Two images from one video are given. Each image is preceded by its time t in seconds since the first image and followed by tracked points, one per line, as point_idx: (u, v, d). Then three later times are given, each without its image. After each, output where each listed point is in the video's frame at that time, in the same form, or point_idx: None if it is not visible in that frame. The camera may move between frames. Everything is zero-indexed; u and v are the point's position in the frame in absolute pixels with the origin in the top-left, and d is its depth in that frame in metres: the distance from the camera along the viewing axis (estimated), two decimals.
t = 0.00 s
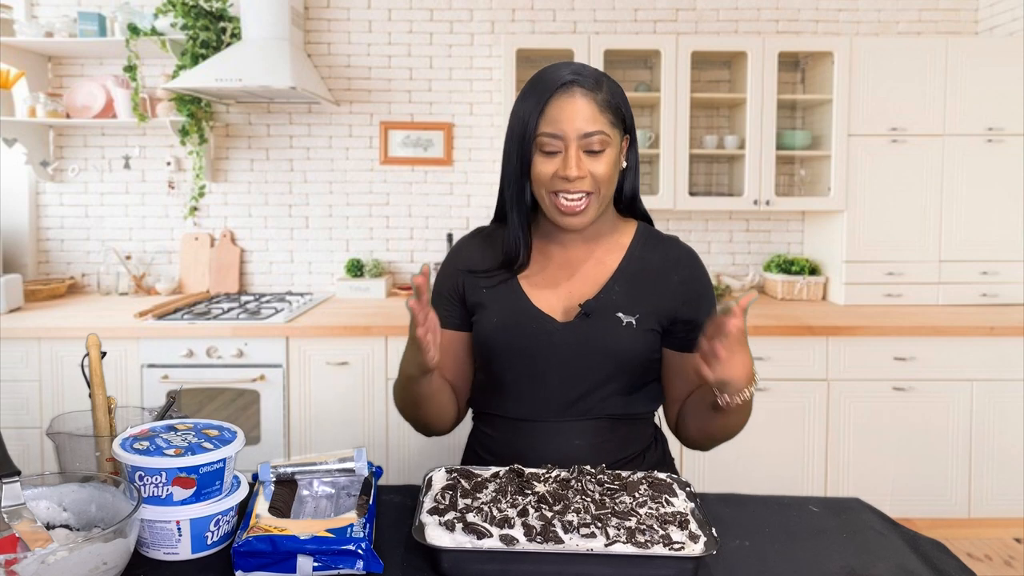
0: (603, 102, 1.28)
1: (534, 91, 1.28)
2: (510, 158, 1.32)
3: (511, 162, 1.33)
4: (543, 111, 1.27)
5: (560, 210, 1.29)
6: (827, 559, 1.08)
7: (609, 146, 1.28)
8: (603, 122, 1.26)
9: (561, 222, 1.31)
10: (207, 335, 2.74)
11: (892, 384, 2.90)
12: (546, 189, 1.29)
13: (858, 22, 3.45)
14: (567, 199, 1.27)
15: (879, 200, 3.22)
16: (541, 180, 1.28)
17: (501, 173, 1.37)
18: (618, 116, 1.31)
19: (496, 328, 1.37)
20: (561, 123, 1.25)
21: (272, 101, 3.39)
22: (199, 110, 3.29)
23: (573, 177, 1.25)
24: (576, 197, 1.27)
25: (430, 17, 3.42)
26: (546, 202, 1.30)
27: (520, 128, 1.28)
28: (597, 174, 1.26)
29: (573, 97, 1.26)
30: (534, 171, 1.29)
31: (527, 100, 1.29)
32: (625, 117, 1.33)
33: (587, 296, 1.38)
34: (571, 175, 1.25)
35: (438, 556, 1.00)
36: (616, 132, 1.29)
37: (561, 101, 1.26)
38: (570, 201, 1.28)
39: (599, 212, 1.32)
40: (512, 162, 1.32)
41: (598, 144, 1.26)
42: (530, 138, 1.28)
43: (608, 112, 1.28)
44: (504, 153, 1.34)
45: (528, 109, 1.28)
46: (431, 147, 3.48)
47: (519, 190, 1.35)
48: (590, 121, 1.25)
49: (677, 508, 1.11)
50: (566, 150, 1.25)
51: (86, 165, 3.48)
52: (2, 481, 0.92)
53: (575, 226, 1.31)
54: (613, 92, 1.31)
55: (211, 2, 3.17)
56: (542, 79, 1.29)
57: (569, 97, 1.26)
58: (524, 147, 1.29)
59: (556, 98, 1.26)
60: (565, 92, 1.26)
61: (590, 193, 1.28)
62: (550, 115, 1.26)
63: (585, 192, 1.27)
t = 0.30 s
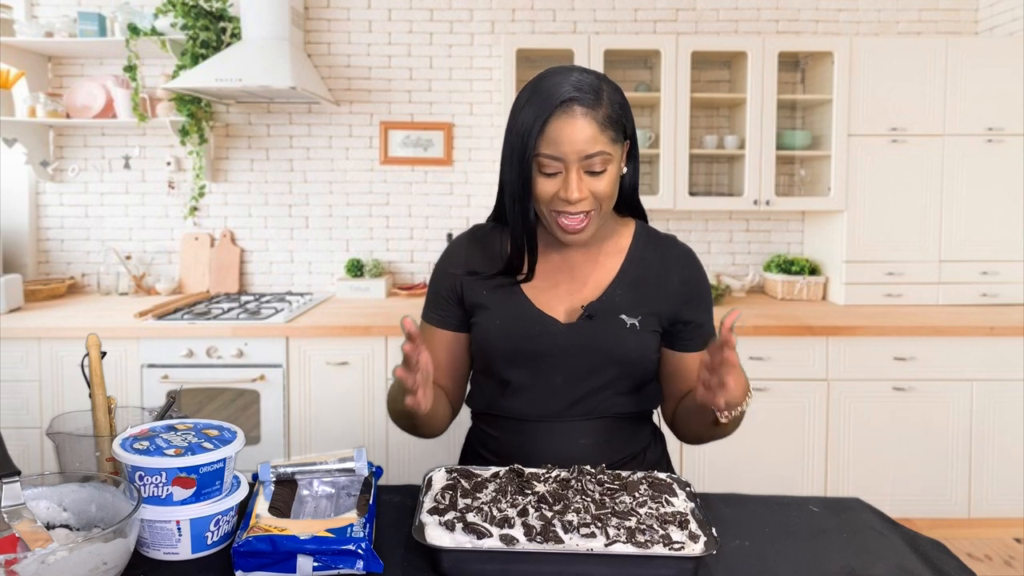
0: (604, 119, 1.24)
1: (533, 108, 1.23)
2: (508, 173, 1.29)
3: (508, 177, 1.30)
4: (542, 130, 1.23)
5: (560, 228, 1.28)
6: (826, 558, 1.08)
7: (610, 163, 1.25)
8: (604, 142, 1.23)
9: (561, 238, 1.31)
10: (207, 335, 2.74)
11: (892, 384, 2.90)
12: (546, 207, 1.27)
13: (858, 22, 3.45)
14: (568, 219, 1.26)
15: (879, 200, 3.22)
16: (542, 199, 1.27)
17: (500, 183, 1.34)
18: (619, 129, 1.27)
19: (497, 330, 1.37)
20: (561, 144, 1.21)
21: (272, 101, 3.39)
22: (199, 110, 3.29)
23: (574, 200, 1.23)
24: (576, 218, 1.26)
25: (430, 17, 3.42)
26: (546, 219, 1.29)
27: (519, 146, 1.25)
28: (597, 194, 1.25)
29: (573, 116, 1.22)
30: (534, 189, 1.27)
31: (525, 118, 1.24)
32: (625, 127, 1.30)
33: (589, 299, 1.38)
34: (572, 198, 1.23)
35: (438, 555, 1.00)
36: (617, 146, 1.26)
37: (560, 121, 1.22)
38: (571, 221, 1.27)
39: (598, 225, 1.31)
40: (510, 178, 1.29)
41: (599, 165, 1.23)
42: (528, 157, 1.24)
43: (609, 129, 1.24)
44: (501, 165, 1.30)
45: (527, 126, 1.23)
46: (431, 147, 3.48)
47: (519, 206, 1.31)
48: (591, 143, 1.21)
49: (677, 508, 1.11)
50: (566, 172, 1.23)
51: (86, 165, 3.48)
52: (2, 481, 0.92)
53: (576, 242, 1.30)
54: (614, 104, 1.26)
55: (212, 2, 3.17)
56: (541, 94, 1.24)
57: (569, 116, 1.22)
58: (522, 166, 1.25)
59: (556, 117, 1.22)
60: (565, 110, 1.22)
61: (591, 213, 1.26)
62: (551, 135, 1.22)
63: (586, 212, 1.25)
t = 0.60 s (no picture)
0: (588, 108, 1.24)
1: (518, 105, 1.24)
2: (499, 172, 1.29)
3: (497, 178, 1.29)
4: (529, 125, 1.23)
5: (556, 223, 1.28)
6: (826, 559, 1.08)
7: (599, 153, 1.25)
8: (592, 131, 1.23)
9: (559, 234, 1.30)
10: (207, 335, 2.74)
11: (892, 384, 2.90)
12: (541, 203, 1.26)
13: (858, 22, 3.45)
14: (564, 213, 1.25)
15: (879, 200, 3.22)
16: (535, 195, 1.26)
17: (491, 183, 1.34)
18: (604, 118, 1.27)
19: (495, 334, 1.37)
20: (548, 137, 1.22)
21: (272, 101, 3.39)
22: (199, 110, 3.29)
23: (567, 191, 1.22)
24: (571, 211, 1.25)
25: (430, 17, 3.42)
26: (542, 215, 1.28)
27: (507, 143, 1.25)
28: (590, 184, 1.24)
29: (558, 108, 1.23)
30: (527, 186, 1.26)
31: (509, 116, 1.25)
32: (611, 117, 1.30)
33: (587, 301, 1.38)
34: (565, 190, 1.22)
35: (438, 556, 1.00)
36: (605, 136, 1.27)
37: (545, 114, 1.22)
38: (566, 215, 1.26)
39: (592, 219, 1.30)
40: (500, 176, 1.29)
41: (589, 154, 1.23)
42: (518, 154, 1.24)
43: (594, 119, 1.25)
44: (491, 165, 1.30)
45: (513, 124, 1.24)
46: (431, 147, 3.48)
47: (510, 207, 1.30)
48: (578, 133, 1.22)
49: (677, 508, 1.11)
50: (557, 164, 1.23)
51: (86, 165, 3.48)
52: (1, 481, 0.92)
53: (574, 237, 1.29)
54: (599, 94, 1.27)
55: (211, 2, 3.18)
56: (523, 89, 1.24)
57: (553, 108, 1.23)
58: (512, 164, 1.25)
59: (540, 111, 1.23)
60: (550, 103, 1.23)
61: (586, 204, 1.25)
62: (537, 128, 1.22)
63: (581, 204, 1.25)
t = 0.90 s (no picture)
0: (584, 88, 1.29)
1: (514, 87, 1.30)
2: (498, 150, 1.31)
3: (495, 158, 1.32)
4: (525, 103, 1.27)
5: (551, 193, 1.25)
6: (827, 559, 1.08)
7: (595, 129, 1.27)
8: (586, 105, 1.27)
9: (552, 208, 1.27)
10: (207, 335, 2.74)
11: (892, 384, 2.90)
12: (536, 173, 1.26)
13: (858, 22, 3.45)
14: (558, 179, 1.24)
15: (879, 200, 3.22)
16: (531, 165, 1.26)
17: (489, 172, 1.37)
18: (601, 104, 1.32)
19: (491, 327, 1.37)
20: (544, 106, 1.26)
21: (272, 101, 3.39)
22: (199, 110, 3.29)
23: (563, 155, 1.23)
24: (566, 179, 1.24)
25: (430, 17, 3.42)
26: (537, 187, 1.27)
27: (505, 118, 1.29)
28: (585, 152, 1.24)
29: (555, 84, 1.27)
30: (523, 157, 1.27)
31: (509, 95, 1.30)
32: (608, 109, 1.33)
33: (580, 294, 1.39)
34: (560, 153, 1.23)
35: (438, 556, 1.00)
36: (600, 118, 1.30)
37: (543, 89, 1.27)
38: (561, 181, 1.24)
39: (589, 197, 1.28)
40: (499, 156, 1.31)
41: (583, 124, 1.25)
42: (515, 127, 1.27)
43: (591, 98, 1.29)
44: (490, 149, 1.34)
45: (509, 102, 1.29)
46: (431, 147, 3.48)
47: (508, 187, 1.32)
48: (573, 104, 1.26)
49: (677, 508, 1.11)
50: (554, 132, 1.25)
51: (86, 165, 3.48)
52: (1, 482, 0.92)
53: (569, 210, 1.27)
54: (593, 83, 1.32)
55: (212, 2, 3.18)
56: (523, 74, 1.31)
57: (550, 84, 1.28)
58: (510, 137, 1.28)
59: (538, 87, 1.27)
60: (547, 80, 1.28)
61: (582, 173, 1.25)
62: (535, 101, 1.26)
63: (576, 171, 1.24)
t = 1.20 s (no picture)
0: (585, 98, 1.27)
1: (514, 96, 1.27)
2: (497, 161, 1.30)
3: (495, 167, 1.31)
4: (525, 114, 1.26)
5: (551, 207, 1.27)
6: (827, 559, 1.08)
7: (595, 141, 1.27)
8: (588, 117, 1.26)
9: (553, 220, 1.29)
10: (207, 335, 2.74)
11: (892, 384, 2.90)
12: (538, 187, 1.26)
13: (858, 22, 3.45)
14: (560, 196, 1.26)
15: (879, 200, 3.23)
16: (532, 179, 1.27)
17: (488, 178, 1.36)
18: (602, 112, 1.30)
19: (488, 330, 1.37)
20: (545, 121, 1.24)
21: (272, 101, 3.39)
22: (199, 110, 3.29)
23: (564, 172, 1.23)
24: (567, 194, 1.26)
25: (430, 17, 3.42)
26: (538, 200, 1.28)
27: (505, 130, 1.27)
28: (586, 168, 1.25)
29: (556, 95, 1.25)
30: (524, 170, 1.27)
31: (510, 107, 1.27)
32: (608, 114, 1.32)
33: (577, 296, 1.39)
34: (562, 171, 1.23)
35: (438, 556, 1.00)
36: (601, 127, 1.29)
37: (544, 101, 1.25)
38: (562, 197, 1.26)
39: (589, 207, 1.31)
40: (499, 165, 1.30)
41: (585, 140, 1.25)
42: (515, 140, 1.26)
43: (592, 108, 1.27)
44: (489, 156, 1.32)
45: (509, 113, 1.27)
46: (431, 147, 3.48)
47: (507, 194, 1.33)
48: (574, 118, 1.24)
49: (677, 508, 1.11)
50: (555, 148, 1.24)
51: (86, 165, 3.48)
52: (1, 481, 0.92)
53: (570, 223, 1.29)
54: (594, 88, 1.30)
55: (212, 2, 3.18)
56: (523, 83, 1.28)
57: (551, 96, 1.25)
58: (510, 150, 1.27)
59: (539, 98, 1.25)
60: (548, 91, 1.26)
61: (582, 188, 1.26)
62: (536, 114, 1.25)
63: (577, 187, 1.25)
